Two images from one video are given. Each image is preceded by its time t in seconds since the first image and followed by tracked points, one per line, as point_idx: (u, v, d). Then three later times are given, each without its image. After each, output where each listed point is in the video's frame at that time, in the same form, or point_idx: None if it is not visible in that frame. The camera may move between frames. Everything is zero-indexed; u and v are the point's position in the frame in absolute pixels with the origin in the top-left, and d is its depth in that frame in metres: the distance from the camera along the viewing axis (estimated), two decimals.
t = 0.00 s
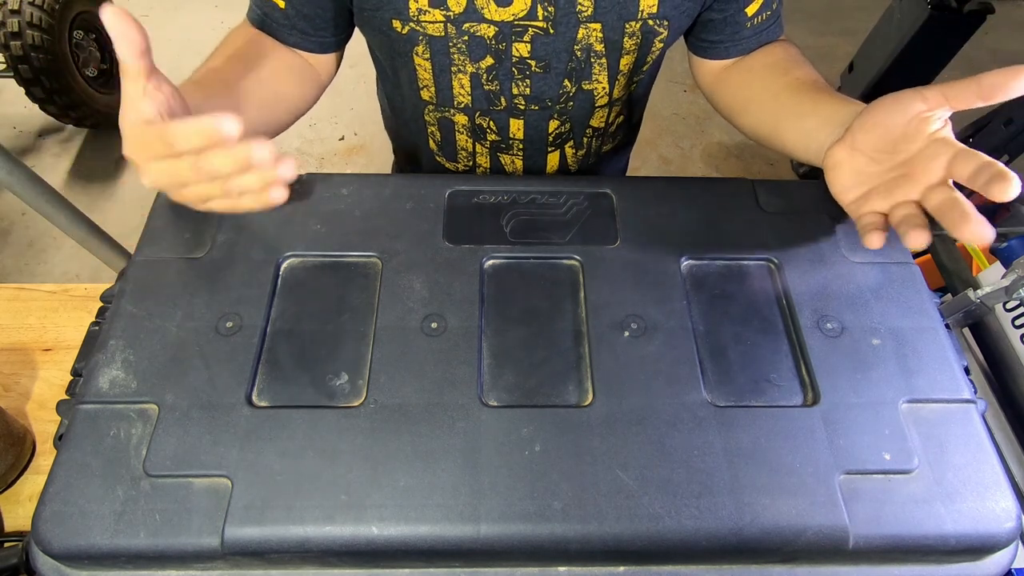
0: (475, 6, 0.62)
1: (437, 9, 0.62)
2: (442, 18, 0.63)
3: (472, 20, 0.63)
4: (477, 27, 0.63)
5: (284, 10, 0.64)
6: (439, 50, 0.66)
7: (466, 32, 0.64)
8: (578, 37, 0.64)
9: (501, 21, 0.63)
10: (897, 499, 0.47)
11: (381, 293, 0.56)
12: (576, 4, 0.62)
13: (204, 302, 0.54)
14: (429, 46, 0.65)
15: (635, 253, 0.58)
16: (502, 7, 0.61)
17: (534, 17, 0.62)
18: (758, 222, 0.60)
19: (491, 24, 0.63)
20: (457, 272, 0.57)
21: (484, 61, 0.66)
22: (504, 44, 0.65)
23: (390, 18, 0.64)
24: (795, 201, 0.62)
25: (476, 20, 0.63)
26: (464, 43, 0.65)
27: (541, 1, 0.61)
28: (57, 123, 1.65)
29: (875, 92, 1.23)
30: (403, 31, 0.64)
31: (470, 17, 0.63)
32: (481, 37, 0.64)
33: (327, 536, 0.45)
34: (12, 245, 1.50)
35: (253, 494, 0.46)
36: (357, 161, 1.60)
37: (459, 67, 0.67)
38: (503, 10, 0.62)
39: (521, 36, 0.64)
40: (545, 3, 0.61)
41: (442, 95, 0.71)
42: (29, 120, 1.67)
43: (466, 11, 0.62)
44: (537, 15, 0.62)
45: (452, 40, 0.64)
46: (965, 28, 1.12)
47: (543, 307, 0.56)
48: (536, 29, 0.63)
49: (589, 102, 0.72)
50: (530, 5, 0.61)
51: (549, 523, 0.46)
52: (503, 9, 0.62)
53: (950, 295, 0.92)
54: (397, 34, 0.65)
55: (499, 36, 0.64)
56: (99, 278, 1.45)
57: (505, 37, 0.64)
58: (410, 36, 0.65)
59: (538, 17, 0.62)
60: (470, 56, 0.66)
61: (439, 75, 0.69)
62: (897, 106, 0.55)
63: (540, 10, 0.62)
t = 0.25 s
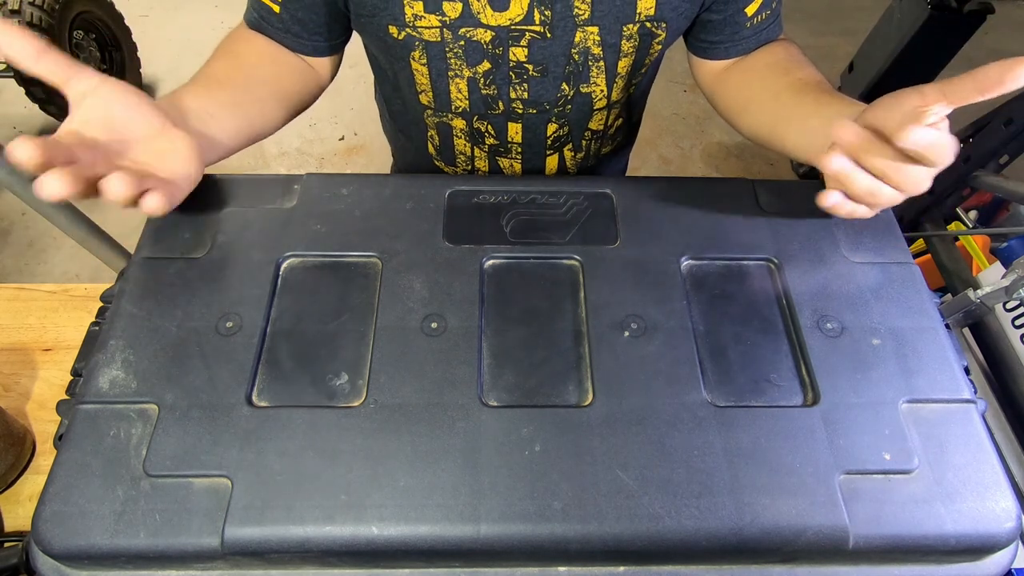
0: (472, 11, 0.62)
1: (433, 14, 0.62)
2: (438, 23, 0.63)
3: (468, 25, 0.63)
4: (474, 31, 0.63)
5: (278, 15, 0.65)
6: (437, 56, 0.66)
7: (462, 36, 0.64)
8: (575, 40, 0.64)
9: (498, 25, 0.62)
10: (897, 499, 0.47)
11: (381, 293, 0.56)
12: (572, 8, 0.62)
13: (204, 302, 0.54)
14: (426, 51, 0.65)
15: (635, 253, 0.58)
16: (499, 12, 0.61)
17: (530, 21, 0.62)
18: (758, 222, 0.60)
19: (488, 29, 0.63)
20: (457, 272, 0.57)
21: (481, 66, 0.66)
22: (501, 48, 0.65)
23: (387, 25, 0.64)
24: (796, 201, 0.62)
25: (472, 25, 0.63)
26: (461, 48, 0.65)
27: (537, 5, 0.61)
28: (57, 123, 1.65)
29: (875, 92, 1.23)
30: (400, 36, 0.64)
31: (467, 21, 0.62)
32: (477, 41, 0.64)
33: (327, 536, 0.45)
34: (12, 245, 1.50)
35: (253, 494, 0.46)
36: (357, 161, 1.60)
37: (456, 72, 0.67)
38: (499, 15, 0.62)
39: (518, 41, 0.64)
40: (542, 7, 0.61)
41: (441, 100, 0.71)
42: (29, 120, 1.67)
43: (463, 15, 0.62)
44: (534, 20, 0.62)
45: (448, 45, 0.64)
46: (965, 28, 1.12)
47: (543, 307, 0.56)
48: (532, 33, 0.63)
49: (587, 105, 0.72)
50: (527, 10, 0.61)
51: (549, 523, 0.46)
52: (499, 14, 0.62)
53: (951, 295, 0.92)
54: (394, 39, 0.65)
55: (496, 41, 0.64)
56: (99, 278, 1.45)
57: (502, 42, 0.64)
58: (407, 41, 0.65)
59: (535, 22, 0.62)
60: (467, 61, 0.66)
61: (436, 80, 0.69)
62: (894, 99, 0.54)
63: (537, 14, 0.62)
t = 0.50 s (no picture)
0: (473, 17, 0.62)
1: (434, 19, 0.62)
2: (439, 28, 0.63)
3: (470, 31, 0.63)
4: (475, 37, 0.63)
5: (280, 18, 0.65)
6: (438, 61, 0.66)
7: (463, 42, 0.64)
8: (577, 46, 0.64)
9: (499, 31, 0.62)
10: (897, 499, 0.47)
11: (381, 293, 0.56)
12: (574, 14, 0.62)
13: (204, 303, 0.54)
14: (427, 56, 0.65)
15: (635, 253, 0.58)
16: (500, 18, 0.61)
17: (532, 27, 0.62)
18: (758, 222, 0.60)
19: (489, 34, 0.63)
20: (457, 272, 0.57)
21: (482, 70, 0.66)
22: (502, 53, 0.65)
23: (387, 30, 0.64)
24: (796, 201, 0.62)
25: (474, 30, 0.63)
26: (462, 53, 0.65)
27: (539, 11, 0.61)
28: (57, 123, 1.65)
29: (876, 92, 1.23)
30: (401, 41, 0.64)
31: (468, 27, 0.62)
32: (479, 46, 0.64)
33: (327, 536, 0.45)
34: (12, 244, 1.50)
35: (253, 494, 0.46)
36: (357, 161, 1.60)
37: (457, 77, 0.67)
38: (501, 21, 0.62)
39: (519, 46, 0.64)
40: (543, 14, 0.61)
41: (441, 103, 0.71)
42: (29, 120, 1.67)
43: (464, 21, 0.62)
44: (536, 25, 0.62)
45: (449, 50, 0.64)
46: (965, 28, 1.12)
47: (543, 307, 0.56)
48: (534, 39, 0.63)
49: (588, 110, 0.72)
50: (528, 16, 0.61)
51: (549, 523, 0.46)
52: (501, 19, 0.62)
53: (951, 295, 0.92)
54: (395, 44, 0.65)
55: (497, 46, 0.64)
56: (99, 278, 1.45)
57: (503, 47, 0.64)
58: (407, 46, 0.65)
59: (536, 27, 0.62)
60: (468, 66, 0.66)
61: (437, 84, 0.69)
62: (909, 101, 0.56)
63: (539, 20, 0.62)
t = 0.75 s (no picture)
0: (475, 19, 0.62)
1: (436, 22, 0.62)
2: (441, 30, 0.63)
3: (471, 33, 0.63)
4: (477, 39, 0.63)
5: (281, 17, 0.65)
6: (439, 62, 0.66)
7: (465, 44, 0.64)
8: (579, 48, 0.64)
9: (501, 34, 0.62)
10: (897, 499, 0.47)
11: (381, 293, 0.56)
12: (576, 17, 0.62)
13: (204, 302, 0.54)
14: (428, 58, 0.65)
15: (635, 253, 0.58)
16: (502, 21, 0.61)
17: (534, 30, 0.62)
18: (758, 222, 0.60)
19: (491, 37, 0.63)
20: (457, 272, 0.57)
21: (483, 73, 0.66)
22: (504, 56, 0.65)
23: (389, 31, 0.64)
24: (796, 201, 0.62)
25: (475, 32, 0.63)
26: (463, 55, 0.65)
27: (541, 14, 0.61)
28: (57, 124, 1.65)
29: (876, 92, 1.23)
30: (402, 43, 0.64)
31: (470, 29, 0.62)
32: (480, 49, 0.64)
33: (327, 536, 0.45)
34: (12, 244, 1.50)
35: (253, 494, 0.46)
36: (357, 161, 1.60)
37: (459, 79, 0.67)
38: (503, 23, 0.62)
39: (521, 49, 0.64)
40: (545, 16, 0.61)
41: (442, 105, 0.71)
42: (29, 120, 1.67)
43: (466, 23, 0.62)
44: (538, 28, 0.62)
45: (451, 52, 0.64)
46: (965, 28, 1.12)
47: (543, 307, 0.56)
48: (536, 41, 0.63)
49: (589, 111, 0.72)
50: (530, 18, 0.61)
51: (549, 523, 0.46)
52: (503, 22, 0.62)
53: (951, 295, 0.92)
54: (397, 46, 0.65)
55: (499, 48, 0.64)
56: (99, 278, 1.45)
57: (505, 50, 0.64)
58: (409, 48, 0.65)
59: (538, 29, 0.62)
60: (470, 68, 0.66)
61: (438, 86, 0.69)
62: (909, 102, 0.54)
63: (540, 23, 0.62)
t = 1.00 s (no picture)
0: (475, 6, 0.61)
1: (436, 6, 0.62)
2: (441, 15, 0.63)
3: (471, 20, 0.63)
4: (477, 26, 0.63)
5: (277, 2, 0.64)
6: (438, 48, 0.66)
7: (465, 30, 0.64)
8: (580, 38, 0.64)
9: (501, 22, 0.62)
10: (897, 499, 0.47)
11: (381, 293, 0.56)
12: (577, 5, 0.61)
13: (204, 302, 0.54)
14: (428, 43, 0.65)
15: (635, 253, 0.58)
16: (503, 8, 0.61)
17: (534, 19, 0.62)
18: (758, 223, 0.60)
19: (491, 25, 0.63)
20: (457, 272, 0.57)
21: (483, 60, 0.66)
22: (504, 44, 0.65)
23: (388, 14, 0.64)
24: (796, 201, 0.62)
25: (475, 19, 0.63)
26: (463, 41, 0.65)
27: (542, 2, 0.61)
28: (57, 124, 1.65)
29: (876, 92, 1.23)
30: (402, 27, 0.64)
31: (470, 16, 0.62)
32: (480, 37, 0.64)
33: (327, 536, 0.45)
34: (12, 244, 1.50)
35: (253, 494, 0.46)
36: (357, 161, 1.60)
37: (458, 66, 0.67)
38: (503, 12, 0.62)
39: (522, 38, 0.64)
40: (546, 5, 0.61)
41: (441, 92, 0.71)
42: (29, 120, 1.67)
43: (466, 9, 0.62)
44: (538, 17, 0.62)
45: (450, 38, 0.64)
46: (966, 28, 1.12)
47: (543, 307, 0.56)
48: (536, 31, 0.63)
49: (590, 101, 0.72)
50: (531, 7, 0.61)
51: (549, 523, 0.46)
52: (503, 10, 0.61)
53: (951, 295, 0.92)
54: (396, 30, 0.65)
55: (499, 37, 0.64)
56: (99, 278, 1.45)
57: (505, 39, 0.64)
58: (408, 32, 0.65)
59: (539, 19, 0.62)
60: (469, 55, 0.66)
61: (437, 73, 0.69)
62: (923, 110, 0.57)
63: (541, 11, 0.61)
